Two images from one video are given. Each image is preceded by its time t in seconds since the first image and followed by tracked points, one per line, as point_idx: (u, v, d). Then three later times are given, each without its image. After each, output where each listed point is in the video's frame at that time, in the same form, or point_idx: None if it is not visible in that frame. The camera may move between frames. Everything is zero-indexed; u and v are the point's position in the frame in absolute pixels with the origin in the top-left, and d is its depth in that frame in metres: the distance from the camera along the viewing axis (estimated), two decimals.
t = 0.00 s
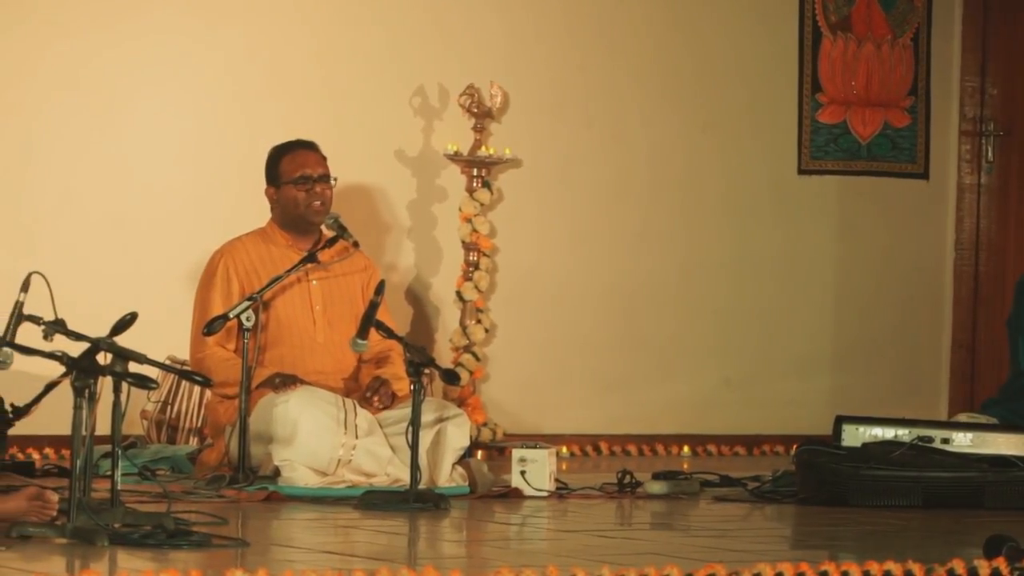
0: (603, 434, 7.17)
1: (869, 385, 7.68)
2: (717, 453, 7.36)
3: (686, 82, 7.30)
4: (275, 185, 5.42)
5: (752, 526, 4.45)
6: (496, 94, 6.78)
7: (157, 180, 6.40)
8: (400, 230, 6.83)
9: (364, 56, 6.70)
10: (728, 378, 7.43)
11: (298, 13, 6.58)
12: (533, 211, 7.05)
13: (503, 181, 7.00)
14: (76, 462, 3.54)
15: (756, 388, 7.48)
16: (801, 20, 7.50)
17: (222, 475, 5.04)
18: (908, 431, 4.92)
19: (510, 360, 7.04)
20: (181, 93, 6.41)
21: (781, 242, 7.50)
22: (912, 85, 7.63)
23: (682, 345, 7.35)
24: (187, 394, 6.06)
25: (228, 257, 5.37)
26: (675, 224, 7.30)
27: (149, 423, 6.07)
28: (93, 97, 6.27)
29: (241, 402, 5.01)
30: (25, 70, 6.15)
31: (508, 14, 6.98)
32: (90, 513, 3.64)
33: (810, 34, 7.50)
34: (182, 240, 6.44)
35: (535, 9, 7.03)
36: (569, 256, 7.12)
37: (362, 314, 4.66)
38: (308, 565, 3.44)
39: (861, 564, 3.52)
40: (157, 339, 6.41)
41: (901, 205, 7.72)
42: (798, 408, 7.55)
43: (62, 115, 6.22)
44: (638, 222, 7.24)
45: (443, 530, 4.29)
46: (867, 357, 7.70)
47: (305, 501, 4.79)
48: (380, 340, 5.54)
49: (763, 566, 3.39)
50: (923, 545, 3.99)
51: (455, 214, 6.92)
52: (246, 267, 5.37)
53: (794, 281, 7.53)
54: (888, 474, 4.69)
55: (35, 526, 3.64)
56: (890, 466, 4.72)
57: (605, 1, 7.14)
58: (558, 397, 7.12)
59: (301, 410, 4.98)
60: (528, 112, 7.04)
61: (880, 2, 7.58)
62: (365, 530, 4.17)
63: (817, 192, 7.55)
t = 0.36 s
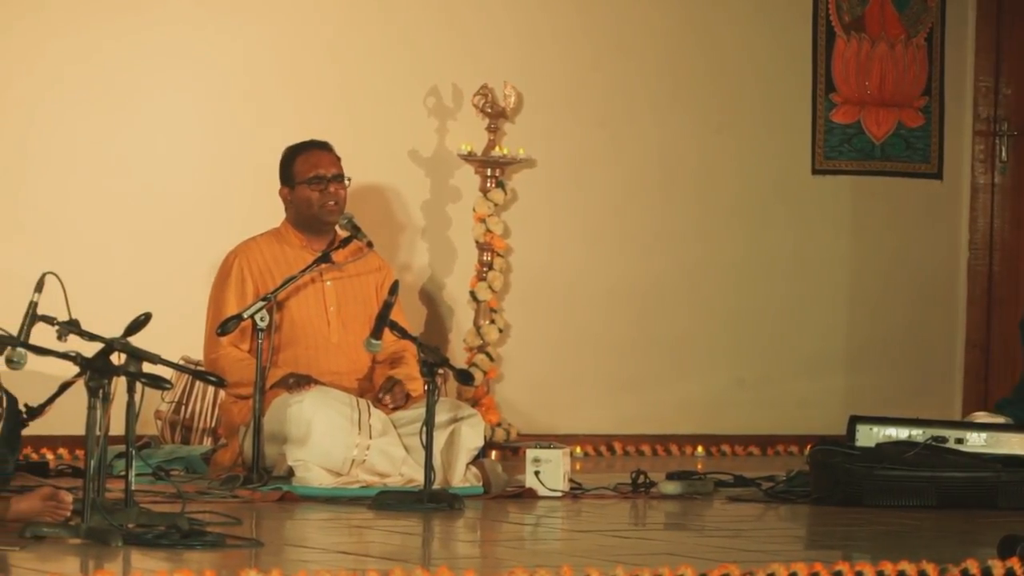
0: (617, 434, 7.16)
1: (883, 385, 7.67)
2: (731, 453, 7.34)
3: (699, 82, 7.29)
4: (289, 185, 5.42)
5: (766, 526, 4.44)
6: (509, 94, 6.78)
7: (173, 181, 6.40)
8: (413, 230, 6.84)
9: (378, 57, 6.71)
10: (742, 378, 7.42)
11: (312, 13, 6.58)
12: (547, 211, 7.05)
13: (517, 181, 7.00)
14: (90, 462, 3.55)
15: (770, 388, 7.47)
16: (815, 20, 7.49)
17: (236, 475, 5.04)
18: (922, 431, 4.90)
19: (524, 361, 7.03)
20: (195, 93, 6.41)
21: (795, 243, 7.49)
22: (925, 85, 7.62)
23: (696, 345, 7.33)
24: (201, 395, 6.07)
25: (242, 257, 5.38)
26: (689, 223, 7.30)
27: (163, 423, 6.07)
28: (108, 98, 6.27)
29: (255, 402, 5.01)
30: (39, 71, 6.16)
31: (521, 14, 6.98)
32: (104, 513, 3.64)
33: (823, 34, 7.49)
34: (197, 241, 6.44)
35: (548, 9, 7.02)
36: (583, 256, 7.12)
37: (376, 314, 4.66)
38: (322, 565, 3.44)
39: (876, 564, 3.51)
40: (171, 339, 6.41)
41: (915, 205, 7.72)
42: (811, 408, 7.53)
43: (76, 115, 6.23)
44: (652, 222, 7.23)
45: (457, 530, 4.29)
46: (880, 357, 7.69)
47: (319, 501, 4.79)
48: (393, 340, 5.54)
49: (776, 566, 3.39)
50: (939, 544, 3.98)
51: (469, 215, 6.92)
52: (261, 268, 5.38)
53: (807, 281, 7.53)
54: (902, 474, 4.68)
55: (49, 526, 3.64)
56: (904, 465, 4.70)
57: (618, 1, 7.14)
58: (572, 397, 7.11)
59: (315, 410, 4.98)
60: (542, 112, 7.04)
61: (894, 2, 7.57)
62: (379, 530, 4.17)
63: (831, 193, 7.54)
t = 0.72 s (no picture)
0: (635, 434, 7.15)
1: (899, 385, 7.65)
2: (748, 453, 7.33)
3: (716, 83, 7.28)
4: (307, 186, 5.43)
5: (784, 527, 4.44)
6: (526, 95, 6.80)
7: (192, 182, 6.39)
8: (431, 231, 6.84)
9: (394, 58, 6.71)
10: (760, 378, 7.41)
11: (327, 14, 6.58)
12: (564, 211, 7.04)
13: (534, 182, 7.00)
14: (108, 462, 3.56)
15: (787, 389, 7.45)
16: (832, 20, 7.48)
17: (253, 476, 5.05)
18: (940, 432, 4.88)
19: (541, 361, 7.03)
20: (214, 96, 6.40)
21: (811, 243, 7.48)
22: (942, 86, 7.60)
23: (713, 345, 7.32)
24: (218, 396, 6.09)
25: (259, 258, 5.39)
26: (706, 223, 7.29)
27: (180, 424, 6.09)
28: (126, 100, 6.27)
29: (272, 402, 5.02)
30: (58, 71, 6.16)
31: (537, 14, 6.98)
32: (122, 513, 3.65)
33: (840, 34, 7.48)
34: (215, 242, 6.43)
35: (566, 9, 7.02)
36: (600, 256, 7.11)
37: (393, 314, 4.67)
38: (339, 565, 3.45)
39: (893, 564, 3.52)
40: (190, 338, 6.40)
41: (933, 204, 7.69)
42: (827, 408, 7.52)
43: (92, 116, 6.22)
44: (668, 222, 7.23)
45: (475, 530, 4.29)
46: (897, 357, 7.67)
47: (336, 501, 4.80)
48: (410, 341, 5.54)
49: (794, 566, 3.40)
50: (957, 544, 3.97)
51: (486, 215, 6.92)
52: (278, 268, 5.39)
53: (824, 281, 7.51)
54: (918, 474, 4.67)
55: (67, 527, 3.65)
56: (920, 466, 4.69)
57: (635, 2, 7.13)
58: (589, 398, 7.11)
59: (332, 410, 4.99)
60: (559, 112, 7.03)
61: (911, 2, 7.55)
62: (396, 531, 4.18)
63: (848, 193, 7.53)
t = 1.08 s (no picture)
0: (650, 435, 7.15)
1: (915, 385, 7.63)
2: (764, 454, 7.32)
3: (731, 83, 7.27)
4: (323, 186, 5.44)
5: (799, 527, 4.43)
6: (541, 95, 6.82)
7: (207, 182, 6.40)
8: (447, 231, 6.84)
9: (408, 59, 6.72)
10: (775, 379, 7.40)
11: (341, 14, 6.59)
12: (579, 211, 7.04)
13: (550, 182, 7.00)
14: (123, 462, 3.57)
15: (803, 389, 7.44)
16: (847, 20, 7.46)
17: (268, 476, 5.06)
18: (955, 433, 4.89)
19: (556, 362, 7.02)
20: (230, 98, 6.42)
21: (826, 244, 7.47)
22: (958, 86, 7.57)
23: (729, 346, 7.31)
24: (233, 396, 6.07)
25: (275, 258, 5.40)
26: (721, 223, 7.28)
27: (196, 424, 6.10)
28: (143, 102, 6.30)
29: (288, 403, 5.03)
30: (72, 72, 6.18)
31: (553, 14, 6.97)
32: (137, 513, 3.66)
33: (855, 34, 7.46)
34: (230, 242, 6.44)
35: (581, 9, 7.02)
36: (615, 256, 7.11)
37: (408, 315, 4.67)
38: (355, 565, 3.46)
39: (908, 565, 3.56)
40: (205, 339, 6.40)
41: (948, 204, 7.68)
42: (842, 408, 7.51)
43: (106, 116, 6.25)
44: (684, 222, 7.22)
45: (490, 531, 4.30)
46: (913, 357, 7.65)
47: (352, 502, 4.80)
48: (426, 342, 5.55)
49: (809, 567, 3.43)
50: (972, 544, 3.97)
51: (501, 216, 6.93)
52: (293, 268, 5.39)
53: (839, 281, 7.51)
54: (932, 474, 4.66)
55: (82, 527, 3.66)
56: (936, 466, 4.69)
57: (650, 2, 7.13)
58: (604, 398, 7.10)
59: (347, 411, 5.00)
60: (574, 113, 7.03)
61: (926, 2, 7.53)
62: (412, 531, 4.19)
63: (863, 193, 7.52)
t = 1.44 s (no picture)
0: (667, 435, 7.14)
1: (932, 386, 7.61)
2: (781, 454, 7.31)
3: (747, 83, 7.26)
4: (340, 186, 5.44)
5: (817, 527, 4.42)
6: (558, 95, 6.79)
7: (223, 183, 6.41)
8: (464, 232, 6.85)
9: (425, 59, 6.72)
10: (791, 379, 7.38)
11: (357, 15, 6.59)
12: (596, 211, 7.04)
13: (567, 182, 7.00)
14: (140, 462, 3.58)
15: (819, 389, 7.43)
16: (864, 20, 7.45)
17: (285, 477, 5.06)
18: (971, 433, 4.88)
19: (573, 362, 7.02)
20: (247, 99, 6.43)
21: (842, 244, 7.46)
22: (975, 86, 7.55)
23: (745, 345, 7.30)
24: (250, 396, 6.10)
25: (292, 258, 5.41)
26: (737, 224, 7.27)
27: (213, 424, 6.12)
28: (162, 104, 6.31)
29: (305, 403, 5.03)
30: (89, 71, 6.20)
31: (569, 14, 6.97)
32: (154, 513, 3.68)
33: (872, 34, 7.45)
34: (246, 243, 6.45)
35: (597, 9, 7.02)
36: (631, 257, 7.11)
37: (426, 315, 4.68)
38: (372, 565, 3.46)
39: (927, 564, 3.55)
40: (222, 339, 6.41)
41: (965, 205, 7.67)
42: (859, 409, 7.49)
43: (122, 117, 6.26)
44: (700, 222, 7.21)
45: (507, 531, 4.29)
46: (930, 358, 7.63)
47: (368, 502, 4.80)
48: (443, 342, 5.56)
49: (827, 566, 3.43)
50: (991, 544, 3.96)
51: (518, 216, 6.93)
52: (310, 268, 5.40)
53: (856, 282, 7.50)
54: (950, 475, 4.65)
55: (98, 527, 3.67)
56: (953, 466, 4.67)
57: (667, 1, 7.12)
58: (621, 398, 7.10)
59: (364, 411, 5.00)
60: (591, 113, 7.03)
61: (943, 2, 7.51)
62: (429, 531, 4.19)
63: (880, 193, 7.51)
